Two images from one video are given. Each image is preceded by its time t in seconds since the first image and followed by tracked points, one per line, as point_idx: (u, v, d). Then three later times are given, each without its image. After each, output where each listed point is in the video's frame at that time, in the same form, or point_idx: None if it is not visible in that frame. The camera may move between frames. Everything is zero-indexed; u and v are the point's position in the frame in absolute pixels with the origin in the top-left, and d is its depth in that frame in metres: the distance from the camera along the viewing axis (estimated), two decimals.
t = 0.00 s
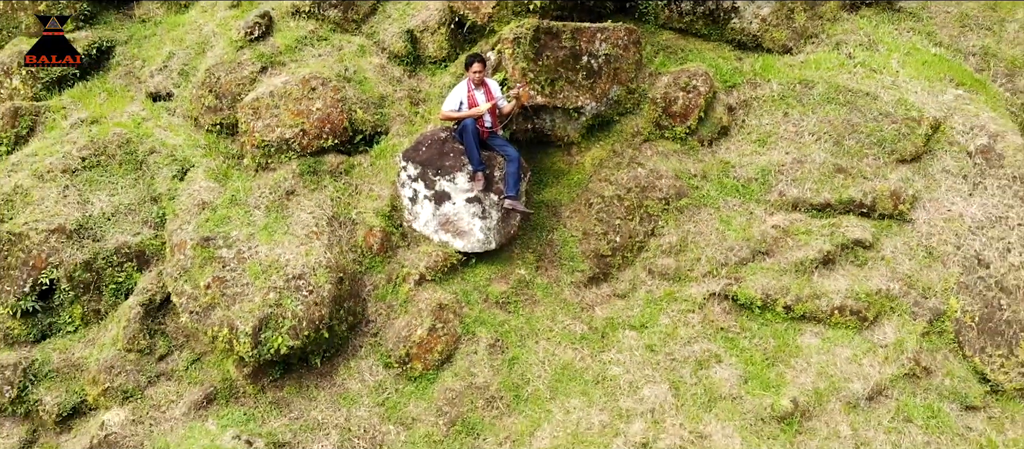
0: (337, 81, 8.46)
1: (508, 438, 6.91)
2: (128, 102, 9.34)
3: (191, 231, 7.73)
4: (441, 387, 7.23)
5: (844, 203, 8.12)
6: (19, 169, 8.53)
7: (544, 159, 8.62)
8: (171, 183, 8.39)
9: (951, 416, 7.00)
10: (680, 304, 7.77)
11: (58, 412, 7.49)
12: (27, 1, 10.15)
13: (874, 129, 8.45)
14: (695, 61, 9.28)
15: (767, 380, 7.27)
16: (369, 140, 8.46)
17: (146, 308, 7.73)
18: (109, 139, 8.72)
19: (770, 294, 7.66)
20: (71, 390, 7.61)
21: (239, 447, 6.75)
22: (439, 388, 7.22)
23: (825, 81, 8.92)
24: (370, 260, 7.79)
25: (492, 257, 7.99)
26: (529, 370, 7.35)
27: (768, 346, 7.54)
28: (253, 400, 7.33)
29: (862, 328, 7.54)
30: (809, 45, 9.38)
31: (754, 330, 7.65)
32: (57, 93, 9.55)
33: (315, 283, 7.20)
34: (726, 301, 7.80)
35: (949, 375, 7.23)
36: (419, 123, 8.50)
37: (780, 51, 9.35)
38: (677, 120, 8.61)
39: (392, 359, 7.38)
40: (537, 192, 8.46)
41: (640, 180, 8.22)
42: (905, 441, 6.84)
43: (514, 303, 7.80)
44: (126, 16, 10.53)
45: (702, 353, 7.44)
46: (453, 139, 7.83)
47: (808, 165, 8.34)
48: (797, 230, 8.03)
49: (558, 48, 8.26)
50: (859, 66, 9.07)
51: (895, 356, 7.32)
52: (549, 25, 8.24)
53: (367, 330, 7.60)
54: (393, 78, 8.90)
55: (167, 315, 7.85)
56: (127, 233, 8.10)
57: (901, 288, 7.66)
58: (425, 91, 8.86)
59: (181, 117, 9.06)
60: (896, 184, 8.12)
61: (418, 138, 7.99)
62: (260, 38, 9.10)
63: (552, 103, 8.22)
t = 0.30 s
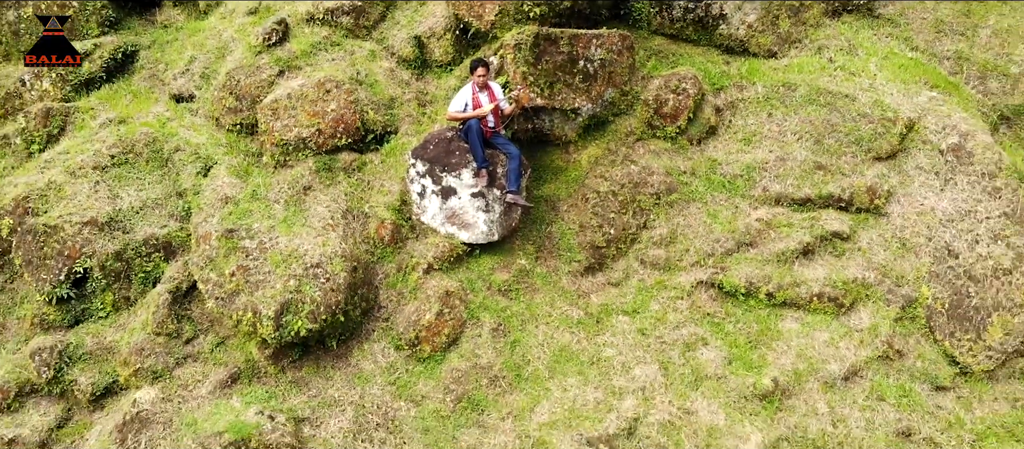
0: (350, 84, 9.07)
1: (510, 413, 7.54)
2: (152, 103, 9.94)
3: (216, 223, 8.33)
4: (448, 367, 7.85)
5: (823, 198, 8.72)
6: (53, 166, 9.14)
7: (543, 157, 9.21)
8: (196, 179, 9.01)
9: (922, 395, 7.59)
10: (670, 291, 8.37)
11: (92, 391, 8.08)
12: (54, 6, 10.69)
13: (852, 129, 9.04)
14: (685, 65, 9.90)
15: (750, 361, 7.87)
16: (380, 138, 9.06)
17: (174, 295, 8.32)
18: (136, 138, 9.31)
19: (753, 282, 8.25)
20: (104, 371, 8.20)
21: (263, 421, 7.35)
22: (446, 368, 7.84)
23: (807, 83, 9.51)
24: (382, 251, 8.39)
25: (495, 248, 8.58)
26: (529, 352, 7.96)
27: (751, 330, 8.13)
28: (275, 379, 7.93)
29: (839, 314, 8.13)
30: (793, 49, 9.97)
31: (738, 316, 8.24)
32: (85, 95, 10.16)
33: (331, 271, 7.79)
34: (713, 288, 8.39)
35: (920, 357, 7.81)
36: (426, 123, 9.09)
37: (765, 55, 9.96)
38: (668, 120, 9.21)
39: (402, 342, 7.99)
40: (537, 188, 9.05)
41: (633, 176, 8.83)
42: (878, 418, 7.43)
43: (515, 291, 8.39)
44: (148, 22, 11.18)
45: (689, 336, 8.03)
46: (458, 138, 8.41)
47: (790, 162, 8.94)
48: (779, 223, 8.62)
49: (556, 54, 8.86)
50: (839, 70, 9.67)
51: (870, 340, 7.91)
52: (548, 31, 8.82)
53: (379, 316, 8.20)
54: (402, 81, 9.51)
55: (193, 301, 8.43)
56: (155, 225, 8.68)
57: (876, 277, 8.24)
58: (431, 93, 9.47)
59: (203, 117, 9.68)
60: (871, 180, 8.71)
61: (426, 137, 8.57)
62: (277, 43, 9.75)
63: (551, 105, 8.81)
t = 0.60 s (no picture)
0: (363, 86, 9.70)
1: (512, 392, 8.14)
2: (175, 104, 10.56)
3: (238, 217, 8.94)
4: (454, 350, 8.45)
5: (806, 193, 9.31)
6: (83, 163, 9.75)
7: (543, 155, 9.81)
8: (218, 176, 9.63)
9: (897, 377, 8.15)
10: (661, 280, 8.96)
11: (123, 373, 8.68)
12: (81, 13, 11.29)
13: (833, 128, 9.62)
14: (677, 69, 10.54)
15: (735, 345, 8.46)
16: (390, 137, 9.66)
17: (199, 283, 8.91)
18: (161, 137, 9.92)
19: (739, 271, 8.84)
20: (134, 355, 8.80)
21: (284, 399, 7.96)
22: (453, 350, 8.44)
23: (791, 86, 10.11)
24: (392, 242, 8.98)
25: (499, 240, 9.18)
26: (530, 336, 8.55)
27: (737, 316, 8.72)
28: (293, 361, 8.53)
29: (820, 301, 8.71)
30: (779, 53, 10.55)
31: (725, 303, 8.83)
32: (111, 97, 10.79)
33: (346, 261, 8.37)
34: (702, 278, 8.97)
35: (896, 341, 8.37)
36: (433, 123, 9.70)
37: (753, 59, 10.55)
38: (660, 121, 9.82)
39: (412, 327, 8.59)
40: (538, 184, 9.67)
41: (627, 173, 9.44)
42: (855, 398, 7.98)
43: (517, 280, 8.99)
44: (170, 28, 11.83)
45: (679, 322, 8.62)
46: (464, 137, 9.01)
47: (775, 160, 9.53)
48: (764, 217, 9.21)
49: (555, 58, 9.49)
50: (822, 73, 10.26)
51: (848, 326, 8.47)
52: (548, 37, 9.45)
53: (390, 303, 8.80)
54: (410, 83, 10.11)
55: (217, 289, 9.03)
56: (180, 219, 9.29)
57: (854, 267, 8.81)
58: (438, 95, 10.07)
59: (223, 117, 10.30)
60: (851, 177, 9.29)
61: (433, 136, 9.18)
62: (293, 48, 10.38)
63: (551, 106, 9.44)
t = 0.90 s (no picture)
0: (373, 88, 10.34)
1: (514, 374, 8.76)
2: (196, 106, 11.22)
3: (257, 211, 9.56)
4: (460, 335, 9.08)
5: (789, 189, 9.92)
6: (110, 161, 10.36)
7: (543, 153, 10.46)
8: (238, 173, 10.28)
9: (874, 361, 8.74)
10: (654, 270, 9.57)
11: (150, 356, 9.29)
12: (105, 19, 11.96)
13: (816, 128, 10.23)
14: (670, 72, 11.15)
15: (722, 330, 9.07)
16: (399, 136, 10.29)
17: (221, 272, 9.53)
18: (184, 136, 10.55)
19: (726, 262, 9.43)
20: (160, 340, 9.40)
21: (302, 380, 8.61)
22: (459, 335, 9.07)
23: (777, 88, 10.72)
24: (402, 235, 9.59)
25: (501, 233, 9.80)
26: (531, 322, 9.17)
27: (724, 303, 9.33)
28: (310, 345, 9.16)
29: (802, 290, 9.32)
30: (766, 57, 11.18)
31: (713, 291, 9.44)
32: (134, 98, 11.43)
33: (359, 252, 8.96)
34: (692, 268, 9.58)
35: (873, 328, 8.96)
36: (440, 123, 10.33)
37: (741, 63, 11.19)
38: (653, 121, 10.42)
39: (420, 313, 9.21)
40: (538, 180, 10.31)
41: (622, 170, 10.05)
42: (835, 380, 8.58)
43: (519, 270, 9.60)
44: (189, 34, 12.52)
45: (670, 309, 9.23)
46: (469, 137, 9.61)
47: (761, 158, 10.15)
48: (751, 211, 9.83)
49: (555, 62, 10.07)
50: (806, 76, 10.87)
51: (829, 313, 9.05)
52: (547, 42, 10.04)
53: (400, 291, 9.41)
54: (418, 86, 10.75)
55: (238, 278, 9.67)
56: (202, 213, 9.90)
57: (835, 257, 9.40)
58: (444, 96, 10.69)
59: (242, 118, 10.95)
60: (833, 173, 9.88)
61: (440, 135, 9.79)
62: (308, 52, 11.10)
63: (550, 107, 10.12)
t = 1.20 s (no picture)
0: (385, 91, 10.98)
1: (518, 358, 9.43)
2: (217, 107, 11.92)
3: (277, 206, 10.20)
4: (468, 322, 9.73)
5: (778, 186, 10.53)
6: (137, 160, 10.99)
7: (545, 152, 11.09)
8: (258, 171, 10.94)
9: (856, 347, 9.35)
10: (649, 262, 10.19)
11: (177, 342, 9.92)
12: (129, 25, 12.60)
13: (803, 128, 10.83)
14: (664, 75, 11.80)
15: (713, 318, 9.70)
16: (409, 136, 10.91)
17: (244, 264, 10.17)
18: (207, 136, 11.21)
19: (717, 254, 10.07)
20: (186, 327, 10.04)
21: (321, 363, 9.25)
22: (467, 322, 9.72)
23: (766, 90, 11.35)
24: (413, 229, 10.20)
25: (506, 227, 10.43)
26: (534, 310, 9.81)
27: (715, 292, 9.96)
28: (327, 332, 9.80)
29: (788, 280, 9.93)
30: (756, 61, 11.80)
31: (705, 281, 10.07)
32: (158, 100, 12.10)
33: (373, 245, 9.58)
34: (685, 260, 10.21)
35: (856, 316, 9.55)
36: (448, 123, 10.95)
37: (732, 66, 11.82)
38: (649, 121, 11.06)
39: (431, 302, 9.82)
40: (540, 178, 10.94)
41: (620, 168, 10.68)
42: (818, 364, 9.20)
43: (522, 262, 10.23)
44: (208, 39, 13.19)
45: (664, 298, 9.85)
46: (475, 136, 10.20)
47: (750, 157, 10.77)
48: (740, 207, 10.46)
49: (556, 67, 10.67)
50: (794, 79, 11.50)
51: (813, 302, 9.66)
52: (549, 48, 10.65)
53: (412, 281, 10.04)
54: (427, 88, 11.38)
55: (258, 269, 10.30)
56: (225, 208, 10.55)
57: (819, 250, 9.98)
58: (452, 99, 11.33)
59: (261, 119, 11.60)
60: (818, 171, 10.50)
61: (449, 135, 10.40)
62: (323, 57, 11.68)
63: (552, 108, 10.75)
